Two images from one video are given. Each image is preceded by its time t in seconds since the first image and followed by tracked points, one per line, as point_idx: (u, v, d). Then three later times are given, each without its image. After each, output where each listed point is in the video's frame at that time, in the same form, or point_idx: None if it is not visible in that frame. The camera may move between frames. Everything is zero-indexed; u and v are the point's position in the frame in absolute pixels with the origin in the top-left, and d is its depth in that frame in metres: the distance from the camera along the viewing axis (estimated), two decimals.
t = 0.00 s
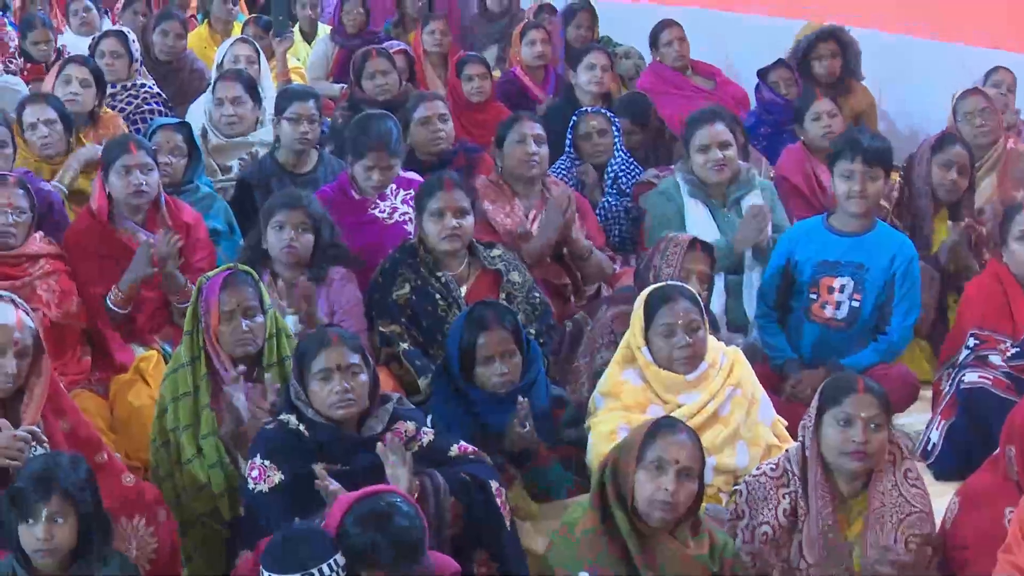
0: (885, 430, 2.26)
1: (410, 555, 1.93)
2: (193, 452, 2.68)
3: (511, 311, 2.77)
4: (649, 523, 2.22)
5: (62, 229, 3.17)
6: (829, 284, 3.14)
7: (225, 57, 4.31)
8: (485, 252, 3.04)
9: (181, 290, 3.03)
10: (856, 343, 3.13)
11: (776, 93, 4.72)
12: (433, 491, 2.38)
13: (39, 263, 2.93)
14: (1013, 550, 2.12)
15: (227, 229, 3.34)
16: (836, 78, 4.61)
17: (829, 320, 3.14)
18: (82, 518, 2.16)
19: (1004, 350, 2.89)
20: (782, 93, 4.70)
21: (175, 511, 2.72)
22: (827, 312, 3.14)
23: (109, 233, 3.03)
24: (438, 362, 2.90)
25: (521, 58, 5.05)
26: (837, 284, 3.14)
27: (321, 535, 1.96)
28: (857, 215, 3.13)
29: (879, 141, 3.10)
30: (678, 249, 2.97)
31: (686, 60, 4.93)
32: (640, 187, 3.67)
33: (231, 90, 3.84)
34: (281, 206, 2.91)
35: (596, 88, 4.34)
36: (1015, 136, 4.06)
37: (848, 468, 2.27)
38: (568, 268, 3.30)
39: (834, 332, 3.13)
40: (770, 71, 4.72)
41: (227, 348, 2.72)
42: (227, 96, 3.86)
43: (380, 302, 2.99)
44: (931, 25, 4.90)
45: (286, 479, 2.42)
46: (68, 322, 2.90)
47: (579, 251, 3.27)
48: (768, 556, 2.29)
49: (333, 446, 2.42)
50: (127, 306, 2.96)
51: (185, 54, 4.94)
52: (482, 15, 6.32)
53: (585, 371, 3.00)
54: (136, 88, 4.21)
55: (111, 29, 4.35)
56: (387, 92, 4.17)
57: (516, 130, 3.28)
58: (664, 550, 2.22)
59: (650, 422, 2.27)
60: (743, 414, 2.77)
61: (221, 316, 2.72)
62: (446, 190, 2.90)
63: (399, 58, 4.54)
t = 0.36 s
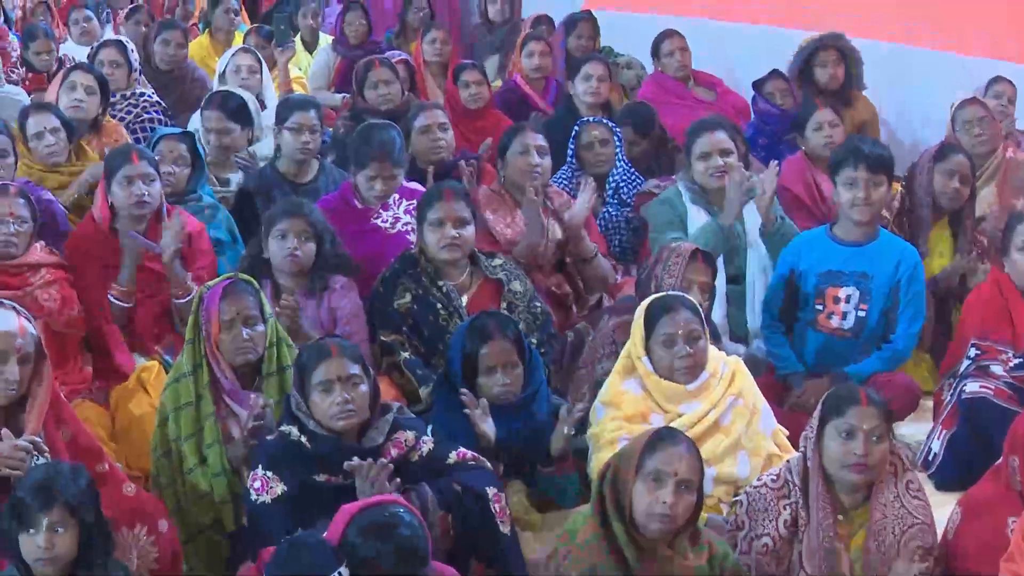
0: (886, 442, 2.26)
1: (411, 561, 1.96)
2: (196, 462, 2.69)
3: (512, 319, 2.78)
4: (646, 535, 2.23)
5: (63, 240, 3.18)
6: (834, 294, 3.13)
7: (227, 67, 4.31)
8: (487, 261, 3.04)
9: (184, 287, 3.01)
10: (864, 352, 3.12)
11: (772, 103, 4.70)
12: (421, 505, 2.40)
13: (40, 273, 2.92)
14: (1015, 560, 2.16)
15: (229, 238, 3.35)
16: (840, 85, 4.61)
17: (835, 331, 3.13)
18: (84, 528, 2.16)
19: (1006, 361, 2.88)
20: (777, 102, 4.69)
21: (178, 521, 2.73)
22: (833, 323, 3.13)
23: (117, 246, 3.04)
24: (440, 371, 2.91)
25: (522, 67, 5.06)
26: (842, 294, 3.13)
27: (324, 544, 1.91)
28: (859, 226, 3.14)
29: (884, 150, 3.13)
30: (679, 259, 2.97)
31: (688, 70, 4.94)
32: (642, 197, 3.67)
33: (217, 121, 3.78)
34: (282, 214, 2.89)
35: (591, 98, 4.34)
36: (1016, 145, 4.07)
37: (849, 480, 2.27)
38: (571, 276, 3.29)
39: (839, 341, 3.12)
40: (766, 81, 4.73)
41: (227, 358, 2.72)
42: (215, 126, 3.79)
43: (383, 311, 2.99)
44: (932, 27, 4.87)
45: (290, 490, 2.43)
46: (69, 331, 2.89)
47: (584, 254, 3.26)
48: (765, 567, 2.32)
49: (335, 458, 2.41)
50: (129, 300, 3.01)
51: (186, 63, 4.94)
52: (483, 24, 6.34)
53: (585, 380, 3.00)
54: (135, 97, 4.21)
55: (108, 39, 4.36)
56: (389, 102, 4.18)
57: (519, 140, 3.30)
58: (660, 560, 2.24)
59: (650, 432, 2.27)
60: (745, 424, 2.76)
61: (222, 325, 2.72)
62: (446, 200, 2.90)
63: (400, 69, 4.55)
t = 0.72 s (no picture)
0: (887, 451, 2.26)
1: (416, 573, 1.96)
2: (195, 471, 2.69)
3: (517, 329, 2.79)
4: (643, 544, 2.23)
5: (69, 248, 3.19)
6: (844, 306, 3.12)
7: (230, 77, 4.32)
8: (494, 272, 3.05)
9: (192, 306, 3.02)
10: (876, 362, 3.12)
11: (774, 113, 4.63)
12: (439, 520, 2.40)
13: (45, 282, 2.95)
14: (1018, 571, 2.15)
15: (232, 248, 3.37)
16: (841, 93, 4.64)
17: (846, 343, 3.12)
18: (86, 536, 2.16)
19: (1010, 371, 2.89)
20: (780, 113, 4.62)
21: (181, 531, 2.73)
22: (844, 335, 3.11)
23: (119, 252, 3.04)
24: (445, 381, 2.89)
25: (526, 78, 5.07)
26: (852, 306, 3.12)
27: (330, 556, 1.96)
28: (867, 237, 3.14)
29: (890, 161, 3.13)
30: (682, 268, 2.97)
31: (694, 82, 4.95)
32: (644, 208, 3.71)
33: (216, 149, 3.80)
34: (288, 224, 2.92)
35: (600, 109, 4.35)
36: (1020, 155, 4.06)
37: (850, 489, 2.26)
38: (575, 287, 3.28)
39: (845, 352, 3.11)
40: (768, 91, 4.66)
41: (231, 369, 2.73)
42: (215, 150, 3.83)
43: (388, 319, 2.98)
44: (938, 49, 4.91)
45: (292, 500, 2.42)
46: (74, 341, 2.90)
47: (587, 269, 3.23)
48: None
49: (339, 466, 2.42)
50: (128, 323, 2.97)
51: (190, 73, 4.95)
52: (487, 34, 6.35)
53: (588, 390, 2.99)
54: (138, 106, 4.22)
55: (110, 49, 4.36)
56: (393, 112, 4.18)
57: (521, 150, 3.28)
58: (656, 569, 2.24)
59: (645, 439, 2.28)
60: (748, 434, 2.76)
61: (226, 336, 2.73)
62: (458, 208, 2.92)
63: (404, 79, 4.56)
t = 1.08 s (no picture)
0: (891, 462, 2.25)
1: None
2: (198, 482, 2.69)
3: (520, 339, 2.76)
4: (654, 556, 2.23)
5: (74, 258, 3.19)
6: (855, 324, 3.13)
7: (235, 88, 4.32)
8: (498, 284, 3.05)
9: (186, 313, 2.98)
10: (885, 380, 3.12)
11: (780, 126, 4.63)
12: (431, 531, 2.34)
13: (50, 292, 2.94)
14: None
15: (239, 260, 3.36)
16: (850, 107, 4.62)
17: (856, 359, 3.12)
18: (91, 548, 2.16)
19: (1015, 383, 2.89)
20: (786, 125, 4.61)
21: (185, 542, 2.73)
22: (853, 352, 3.12)
23: (124, 262, 3.04)
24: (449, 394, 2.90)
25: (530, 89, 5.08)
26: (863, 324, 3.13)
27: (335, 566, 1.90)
28: (876, 254, 3.14)
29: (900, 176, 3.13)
30: (688, 279, 2.97)
31: (696, 92, 4.97)
32: (649, 220, 3.74)
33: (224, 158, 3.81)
34: (293, 236, 2.90)
35: (605, 120, 4.35)
36: None
37: (855, 501, 2.25)
38: (579, 296, 3.29)
39: (853, 367, 3.12)
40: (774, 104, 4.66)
41: (236, 382, 2.72)
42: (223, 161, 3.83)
43: (392, 332, 2.97)
44: (938, 52, 4.82)
45: (297, 512, 2.42)
46: (79, 348, 2.92)
47: (592, 275, 3.26)
48: None
49: (345, 477, 2.42)
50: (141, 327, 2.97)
51: (196, 84, 4.96)
52: (492, 45, 6.37)
53: (594, 401, 2.99)
54: (144, 118, 4.24)
55: (117, 60, 4.37)
56: (397, 123, 4.19)
57: (528, 160, 3.28)
58: None
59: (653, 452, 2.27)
60: (754, 445, 2.76)
61: (231, 349, 2.72)
62: (461, 221, 2.91)
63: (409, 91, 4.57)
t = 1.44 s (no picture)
0: (896, 469, 2.24)
1: None
2: (203, 488, 2.69)
3: (524, 346, 2.77)
4: (656, 561, 2.23)
5: (79, 267, 3.19)
6: (868, 335, 3.11)
7: (241, 95, 4.33)
8: (501, 291, 3.04)
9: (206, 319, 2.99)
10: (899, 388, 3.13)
11: (792, 133, 4.64)
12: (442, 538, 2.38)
13: (56, 299, 2.95)
14: None
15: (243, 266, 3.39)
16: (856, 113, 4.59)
17: (870, 371, 3.12)
18: (94, 554, 2.16)
19: (1021, 391, 2.86)
20: (798, 133, 4.61)
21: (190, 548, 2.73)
22: (866, 364, 3.12)
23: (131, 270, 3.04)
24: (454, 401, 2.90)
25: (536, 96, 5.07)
26: (875, 335, 3.12)
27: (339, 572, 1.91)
28: (880, 262, 3.13)
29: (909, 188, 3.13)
30: (694, 287, 2.97)
31: (699, 98, 4.98)
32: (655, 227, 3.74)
33: (249, 135, 3.89)
34: (298, 245, 2.90)
35: (611, 127, 4.35)
36: None
37: (860, 508, 2.24)
38: (583, 303, 3.28)
39: (865, 379, 3.12)
40: (786, 111, 4.68)
41: (241, 389, 2.73)
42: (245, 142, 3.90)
43: (395, 340, 2.97)
44: (938, 53, 4.82)
45: (301, 518, 2.42)
46: (85, 356, 2.90)
47: (596, 286, 3.26)
48: None
49: (350, 484, 2.42)
50: (132, 337, 2.99)
51: (201, 90, 4.97)
52: (498, 52, 6.37)
53: (598, 408, 2.98)
54: (152, 125, 4.25)
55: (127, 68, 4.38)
56: (399, 129, 4.19)
57: (534, 167, 3.29)
58: None
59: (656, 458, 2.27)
60: (759, 452, 2.75)
61: (237, 356, 2.73)
62: (461, 228, 2.91)
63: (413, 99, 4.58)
